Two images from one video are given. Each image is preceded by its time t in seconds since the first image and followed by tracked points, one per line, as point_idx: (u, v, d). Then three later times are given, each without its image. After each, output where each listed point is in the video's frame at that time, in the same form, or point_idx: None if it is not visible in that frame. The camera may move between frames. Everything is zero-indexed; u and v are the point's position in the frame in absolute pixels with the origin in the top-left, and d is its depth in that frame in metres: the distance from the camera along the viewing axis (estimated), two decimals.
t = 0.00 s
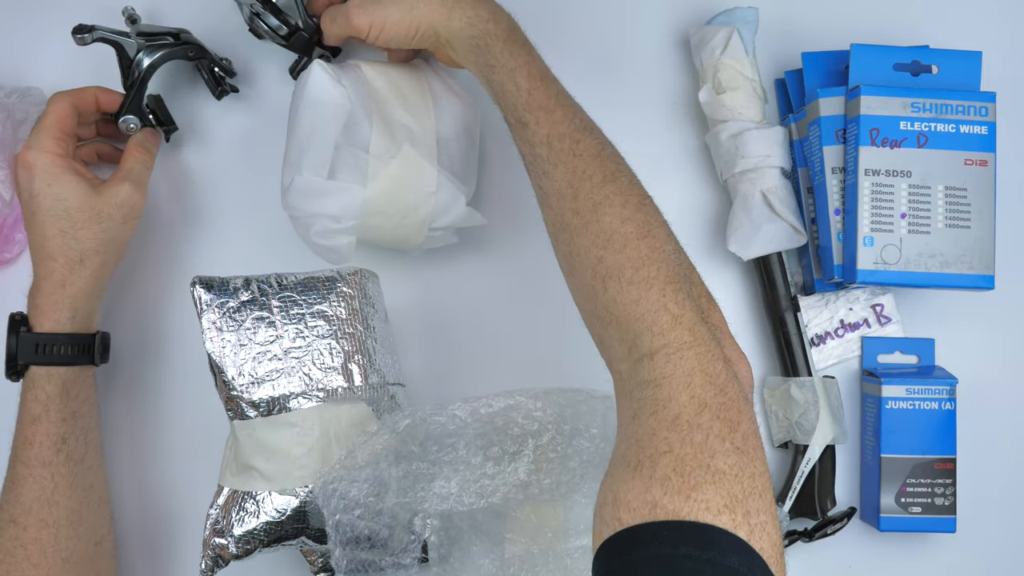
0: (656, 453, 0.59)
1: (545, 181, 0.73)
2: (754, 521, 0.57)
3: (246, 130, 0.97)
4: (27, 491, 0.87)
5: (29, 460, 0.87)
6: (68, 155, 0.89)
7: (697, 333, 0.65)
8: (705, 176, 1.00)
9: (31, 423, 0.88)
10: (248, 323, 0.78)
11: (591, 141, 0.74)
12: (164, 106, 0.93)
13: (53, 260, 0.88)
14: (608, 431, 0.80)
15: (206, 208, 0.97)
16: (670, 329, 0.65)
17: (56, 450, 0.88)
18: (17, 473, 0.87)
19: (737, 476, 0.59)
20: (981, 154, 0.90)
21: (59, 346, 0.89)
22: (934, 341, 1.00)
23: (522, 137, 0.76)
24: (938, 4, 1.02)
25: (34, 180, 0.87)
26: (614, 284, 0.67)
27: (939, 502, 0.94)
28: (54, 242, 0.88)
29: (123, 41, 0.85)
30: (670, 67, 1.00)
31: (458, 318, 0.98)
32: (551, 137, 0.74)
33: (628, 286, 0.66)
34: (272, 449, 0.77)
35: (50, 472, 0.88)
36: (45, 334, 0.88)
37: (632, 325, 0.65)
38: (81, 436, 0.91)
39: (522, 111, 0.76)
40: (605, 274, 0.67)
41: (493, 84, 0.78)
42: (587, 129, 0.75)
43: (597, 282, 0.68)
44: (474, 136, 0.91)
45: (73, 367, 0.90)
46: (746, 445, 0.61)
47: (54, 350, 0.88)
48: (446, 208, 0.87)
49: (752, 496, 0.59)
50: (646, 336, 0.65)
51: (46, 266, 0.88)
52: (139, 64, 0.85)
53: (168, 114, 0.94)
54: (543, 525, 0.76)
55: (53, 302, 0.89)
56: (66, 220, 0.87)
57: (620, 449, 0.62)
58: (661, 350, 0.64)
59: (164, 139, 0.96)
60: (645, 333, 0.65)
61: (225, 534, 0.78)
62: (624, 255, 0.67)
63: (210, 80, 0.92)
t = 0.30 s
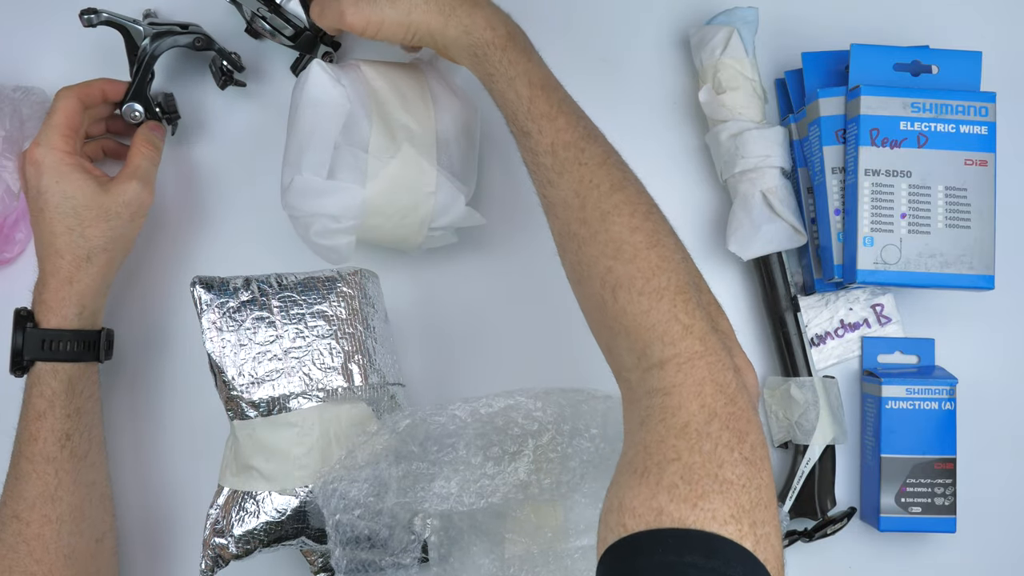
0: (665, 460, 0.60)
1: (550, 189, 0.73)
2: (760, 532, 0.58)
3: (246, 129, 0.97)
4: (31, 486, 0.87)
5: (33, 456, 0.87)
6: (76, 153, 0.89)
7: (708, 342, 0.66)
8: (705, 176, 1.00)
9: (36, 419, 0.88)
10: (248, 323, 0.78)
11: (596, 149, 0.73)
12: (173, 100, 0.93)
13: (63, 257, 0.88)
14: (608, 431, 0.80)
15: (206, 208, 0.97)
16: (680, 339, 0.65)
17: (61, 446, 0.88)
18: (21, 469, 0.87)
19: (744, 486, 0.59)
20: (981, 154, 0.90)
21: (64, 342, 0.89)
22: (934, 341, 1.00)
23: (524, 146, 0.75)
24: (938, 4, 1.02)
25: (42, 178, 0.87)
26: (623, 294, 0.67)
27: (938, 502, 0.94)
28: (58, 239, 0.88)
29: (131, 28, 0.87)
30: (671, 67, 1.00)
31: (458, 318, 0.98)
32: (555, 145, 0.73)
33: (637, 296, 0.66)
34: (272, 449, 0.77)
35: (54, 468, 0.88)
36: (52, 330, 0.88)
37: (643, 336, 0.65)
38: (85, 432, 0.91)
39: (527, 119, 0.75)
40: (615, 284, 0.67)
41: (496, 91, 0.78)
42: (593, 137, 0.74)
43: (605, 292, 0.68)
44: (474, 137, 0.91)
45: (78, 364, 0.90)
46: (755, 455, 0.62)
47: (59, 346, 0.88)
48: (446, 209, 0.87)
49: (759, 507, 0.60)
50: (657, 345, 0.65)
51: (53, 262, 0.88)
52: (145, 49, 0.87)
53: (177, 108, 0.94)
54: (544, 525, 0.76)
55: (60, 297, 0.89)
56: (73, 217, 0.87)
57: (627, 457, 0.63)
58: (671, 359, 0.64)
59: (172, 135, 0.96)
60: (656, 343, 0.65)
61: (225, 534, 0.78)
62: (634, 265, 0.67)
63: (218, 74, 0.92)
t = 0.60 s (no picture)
0: (671, 462, 0.60)
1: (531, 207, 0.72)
2: (769, 536, 0.58)
3: (246, 129, 0.97)
4: (36, 484, 0.87)
5: (38, 454, 0.87)
6: (82, 153, 0.89)
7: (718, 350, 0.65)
8: (705, 176, 1.00)
9: (42, 417, 0.88)
10: (248, 324, 0.78)
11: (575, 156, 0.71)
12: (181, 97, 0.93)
13: (66, 255, 0.88)
14: (608, 431, 0.80)
15: (206, 208, 0.97)
16: (679, 341, 0.64)
17: (65, 444, 0.88)
18: (27, 467, 0.87)
19: (753, 489, 0.59)
20: (981, 154, 0.90)
21: (69, 341, 0.89)
22: (934, 341, 1.00)
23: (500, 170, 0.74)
24: (937, 4, 1.02)
25: (49, 177, 0.87)
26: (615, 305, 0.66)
27: (938, 502, 0.94)
28: (64, 237, 0.88)
29: (137, 27, 0.87)
30: (671, 67, 1.00)
31: (457, 318, 0.98)
32: (527, 164, 0.71)
33: (629, 306, 0.65)
34: (272, 449, 0.77)
35: (59, 466, 0.88)
36: (57, 328, 0.88)
37: (641, 345, 0.65)
38: (90, 431, 0.91)
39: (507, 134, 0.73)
40: (606, 297, 0.66)
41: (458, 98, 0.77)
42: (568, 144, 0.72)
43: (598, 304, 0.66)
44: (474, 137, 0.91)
45: (83, 362, 0.90)
46: (764, 457, 0.62)
47: (64, 345, 0.89)
48: (445, 210, 0.88)
49: (767, 509, 0.60)
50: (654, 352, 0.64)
51: (58, 261, 0.88)
52: (151, 48, 0.86)
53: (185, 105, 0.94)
54: (544, 525, 0.76)
55: (65, 296, 0.89)
56: (79, 216, 0.87)
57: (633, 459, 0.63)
58: (671, 363, 0.64)
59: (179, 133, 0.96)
60: (654, 350, 0.64)
61: (225, 534, 0.78)
62: (622, 275, 0.65)
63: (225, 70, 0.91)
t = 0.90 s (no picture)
0: (661, 460, 0.60)
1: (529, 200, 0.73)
2: (759, 531, 0.58)
3: (246, 129, 0.97)
4: (31, 486, 0.87)
5: (34, 456, 0.87)
6: (79, 155, 0.89)
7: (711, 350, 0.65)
8: (705, 176, 1.00)
9: (37, 419, 0.88)
10: (248, 324, 0.78)
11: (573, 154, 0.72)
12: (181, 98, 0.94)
13: (62, 257, 0.88)
14: (608, 431, 0.80)
15: (206, 208, 0.97)
16: (669, 337, 0.64)
17: (61, 446, 0.88)
18: (22, 469, 0.87)
19: (743, 485, 0.59)
20: (981, 154, 0.90)
21: (65, 342, 0.89)
22: (934, 341, 1.00)
23: (502, 161, 0.75)
24: (938, 4, 1.02)
25: (43, 180, 0.87)
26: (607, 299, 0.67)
27: (938, 502, 0.94)
28: (59, 239, 0.88)
29: (138, 27, 0.87)
30: (671, 67, 1.00)
31: (457, 317, 0.98)
32: (530, 157, 0.73)
33: (621, 300, 0.66)
34: (272, 449, 0.77)
35: (55, 468, 0.88)
36: (52, 330, 0.88)
37: (631, 339, 0.65)
38: (85, 432, 0.91)
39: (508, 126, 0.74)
40: (598, 290, 0.67)
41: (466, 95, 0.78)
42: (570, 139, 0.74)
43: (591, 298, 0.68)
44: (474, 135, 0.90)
45: (79, 364, 0.90)
46: (755, 453, 0.62)
47: (61, 346, 0.88)
48: (445, 211, 0.88)
49: (759, 504, 0.60)
50: (644, 347, 0.65)
51: (53, 263, 0.89)
52: (154, 48, 0.86)
53: (186, 106, 0.94)
54: (544, 525, 0.76)
55: (60, 297, 0.89)
56: (74, 218, 0.87)
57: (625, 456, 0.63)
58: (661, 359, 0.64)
59: (181, 134, 0.96)
60: (644, 344, 0.65)
61: (225, 534, 0.78)
62: (614, 270, 0.67)
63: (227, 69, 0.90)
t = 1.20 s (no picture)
0: (658, 463, 0.60)
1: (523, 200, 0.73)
2: (756, 532, 0.58)
3: (246, 130, 0.97)
4: (30, 491, 0.87)
5: (32, 460, 0.88)
6: (81, 161, 0.89)
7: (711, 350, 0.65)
8: (705, 176, 1.00)
9: (35, 424, 0.88)
10: (248, 324, 0.78)
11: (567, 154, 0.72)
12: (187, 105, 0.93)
13: (61, 262, 0.88)
14: (607, 431, 0.80)
15: (206, 209, 0.97)
16: (665, 338, 0.64)
17: (59, 451, 0.88)
18: (20, 474, 0.88)
19: (739, 486, 0.59)
20: (981, 154, 0.90)
21: (63, 348, 0.89)
22: (934, 341, 1.00)
23: (495, 161, 0.75)
24: (938, 4, 1.02)
25: (44, 185, 0.87)
26: (602, 300, 0.67)
27: (938, 502, 0.94)
28: (58, 244, 0.88)
29: (146, 33, 0.88)
30: (670, 67, 1.00)
31: (457, 317, 0.98)
32: (523, 157, 0.72)
33: (617, 301, 0.66)
34: (272, 449, 0.77)
35: (53, 473, 0.88)
36: (51, 335, 0.89)
37: (626, 341, 0.65)
38: (84, 437, 0.91)
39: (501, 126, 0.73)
40: (594, 292, 0.67)
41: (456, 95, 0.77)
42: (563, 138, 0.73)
43: (586, 299, 0.68)
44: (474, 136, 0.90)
45: (78, 369, 0.90)
46: (749, 453, 0.62)
47: (60, 351, 0.89)
48: (445, 211, 0.88)
49: (755, 505, 0.59)
50: (641, 349, 0.65)
51: (52, 268, 0.89)
52: (161, 54, 0.87)
53: (191, 113, 0.93)
54: (544, 525, 0.76)
55: (60, 303, 0.89)
56: (75, 224, 0.87)
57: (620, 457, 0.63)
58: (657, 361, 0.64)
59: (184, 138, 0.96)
60: (641, 346, 0.65)
61: (225, 534, 0.78)
62: (610, 271, 0.66)
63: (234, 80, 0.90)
